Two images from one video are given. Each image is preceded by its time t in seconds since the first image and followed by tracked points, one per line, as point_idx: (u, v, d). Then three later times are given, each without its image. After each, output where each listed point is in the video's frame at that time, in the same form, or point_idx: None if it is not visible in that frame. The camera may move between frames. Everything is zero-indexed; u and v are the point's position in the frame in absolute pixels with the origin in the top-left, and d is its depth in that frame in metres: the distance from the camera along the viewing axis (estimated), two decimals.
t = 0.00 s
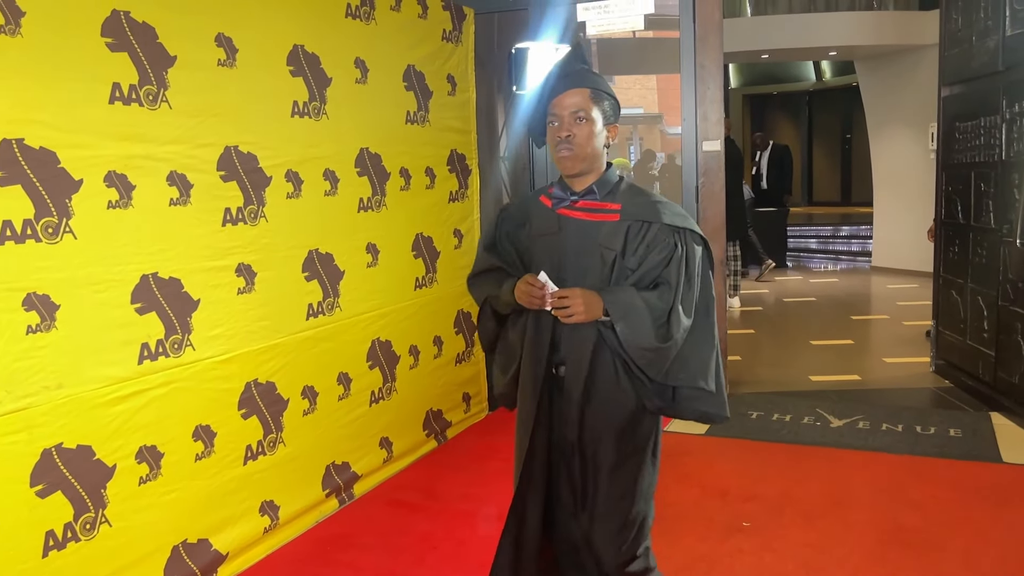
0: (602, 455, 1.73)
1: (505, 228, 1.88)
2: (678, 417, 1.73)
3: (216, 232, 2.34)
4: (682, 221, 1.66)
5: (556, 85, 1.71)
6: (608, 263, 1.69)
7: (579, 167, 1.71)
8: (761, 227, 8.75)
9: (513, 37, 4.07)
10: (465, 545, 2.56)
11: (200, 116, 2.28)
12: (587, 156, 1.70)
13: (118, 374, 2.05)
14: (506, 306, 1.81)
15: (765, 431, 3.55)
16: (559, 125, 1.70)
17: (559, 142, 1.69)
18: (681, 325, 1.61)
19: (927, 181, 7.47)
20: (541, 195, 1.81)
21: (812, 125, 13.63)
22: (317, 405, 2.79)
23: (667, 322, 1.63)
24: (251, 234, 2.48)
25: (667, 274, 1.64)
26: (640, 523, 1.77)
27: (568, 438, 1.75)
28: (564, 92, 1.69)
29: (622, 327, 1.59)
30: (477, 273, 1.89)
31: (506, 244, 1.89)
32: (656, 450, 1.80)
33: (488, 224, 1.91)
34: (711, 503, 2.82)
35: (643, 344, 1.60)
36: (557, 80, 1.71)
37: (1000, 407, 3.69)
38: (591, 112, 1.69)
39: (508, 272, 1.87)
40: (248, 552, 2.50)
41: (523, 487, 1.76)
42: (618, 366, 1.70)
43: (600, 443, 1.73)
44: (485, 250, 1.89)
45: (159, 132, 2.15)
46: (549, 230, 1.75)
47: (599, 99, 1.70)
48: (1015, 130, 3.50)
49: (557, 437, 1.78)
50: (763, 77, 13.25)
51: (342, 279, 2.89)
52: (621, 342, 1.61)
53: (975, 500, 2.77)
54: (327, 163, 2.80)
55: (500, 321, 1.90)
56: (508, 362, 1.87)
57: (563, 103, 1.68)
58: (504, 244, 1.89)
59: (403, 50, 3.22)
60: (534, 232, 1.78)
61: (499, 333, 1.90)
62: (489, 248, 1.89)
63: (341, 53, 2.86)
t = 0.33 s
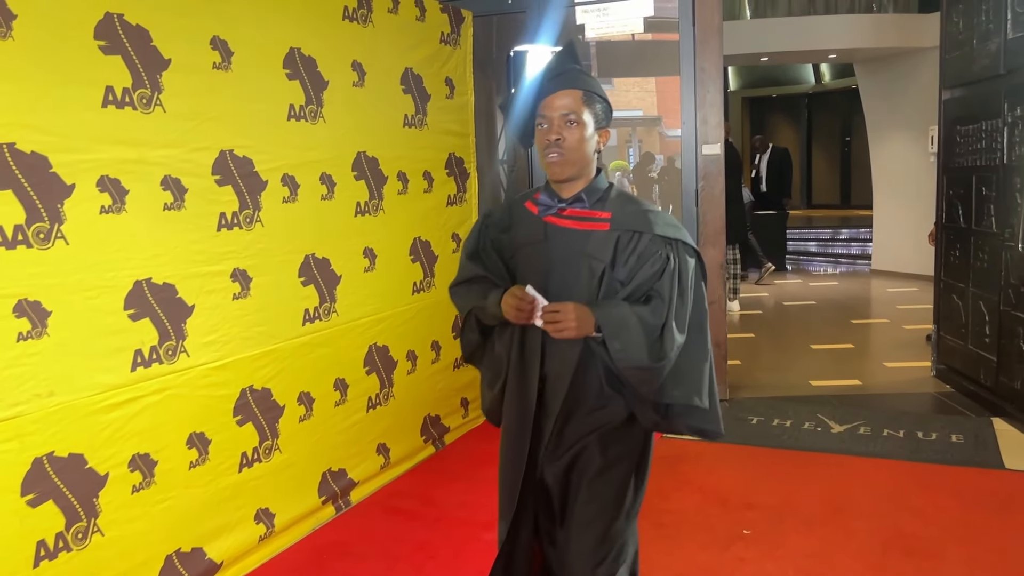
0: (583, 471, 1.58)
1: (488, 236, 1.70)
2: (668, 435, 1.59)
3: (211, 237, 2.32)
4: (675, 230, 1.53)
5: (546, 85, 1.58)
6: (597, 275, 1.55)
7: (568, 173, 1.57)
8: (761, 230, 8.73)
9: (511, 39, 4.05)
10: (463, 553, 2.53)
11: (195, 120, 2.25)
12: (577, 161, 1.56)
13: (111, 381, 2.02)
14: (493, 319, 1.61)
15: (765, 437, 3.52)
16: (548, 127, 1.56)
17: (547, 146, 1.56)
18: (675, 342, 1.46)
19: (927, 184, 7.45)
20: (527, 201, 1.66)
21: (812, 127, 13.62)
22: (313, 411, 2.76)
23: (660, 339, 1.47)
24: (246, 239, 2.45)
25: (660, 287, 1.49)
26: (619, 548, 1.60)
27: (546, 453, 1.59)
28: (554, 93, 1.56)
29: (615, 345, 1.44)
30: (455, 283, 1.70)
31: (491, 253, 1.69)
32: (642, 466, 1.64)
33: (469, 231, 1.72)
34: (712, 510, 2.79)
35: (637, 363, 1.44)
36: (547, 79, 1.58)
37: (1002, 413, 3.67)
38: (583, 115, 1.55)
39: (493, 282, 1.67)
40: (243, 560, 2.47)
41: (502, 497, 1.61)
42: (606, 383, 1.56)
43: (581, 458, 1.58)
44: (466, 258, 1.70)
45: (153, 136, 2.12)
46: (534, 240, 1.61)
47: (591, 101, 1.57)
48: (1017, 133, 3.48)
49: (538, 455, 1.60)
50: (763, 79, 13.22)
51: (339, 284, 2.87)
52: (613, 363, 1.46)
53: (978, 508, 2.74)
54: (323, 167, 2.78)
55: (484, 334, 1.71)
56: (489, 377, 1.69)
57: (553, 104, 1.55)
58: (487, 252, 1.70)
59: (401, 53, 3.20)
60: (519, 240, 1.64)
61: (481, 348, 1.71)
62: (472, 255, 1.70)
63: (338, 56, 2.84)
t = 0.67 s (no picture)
0: (572, 495, 1.47)
1: (473, 247, 1.57)
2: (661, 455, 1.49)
3: (207, 242, 2.29)
4: (668, 242, 1.41)
5: (535, 89, 1.45)
6: (586, 294, 1.41)
7: (558, 182, 1.44)
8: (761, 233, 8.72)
9: (510, 41, 4.02)
10: (462, 562, 2.50)
11: (191, 124, 2.23)
12: (568, 169, 1.43)
13: (105, 389, 1.99)
14: (478, 337, 1.48)
15: (767, 442, 3.49)
16: (536, 133, 1.44)
17: (535, 152, 1.43)
18: (669, 364, 1.35)
19: (928, 187, 7.44)
20: (513, 212, 1.53)
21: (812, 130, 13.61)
22: (311, 418, 2.74)
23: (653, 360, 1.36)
24: (242, 244, 2.42)
25: (653, 305, 1.36)
26: None
27: (533, 477, 1.48)
28: (544, 97, 1.44)
29: (608, 370, 1.32)
30: (438, 296, 1.57)
31: (475, 266, 1.57)
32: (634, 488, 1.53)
33: (453, 243, 1.59)
34: (713, 518, 2.76)
35: (629, 389, 1.33)
36: (537, 82, 1.45)
37: (1006, 418, 3.64)
38: (574, 121, 1.43)
39: (477, 296, 1.54)
40: (239, 569, 2.44)
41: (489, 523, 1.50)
42: (596, 405, 1.44)
43: (570, 483, 1.47)
44: (449, 271, 1.57)
45: (148, 140, 2.10)
46: (518, 254, 1.48)
47: (583, 107, 1.45)
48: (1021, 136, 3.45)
49: (523, 479, 1.48)
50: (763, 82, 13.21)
51: (337, 288, 2.84)
52: (604, 386, 1.34)
53: (982, 514, 2.72)
54: (320, 170, 2.75)
55: (471, 348, 1.58)
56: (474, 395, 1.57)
57: (544, 109, 1.43)
58: (472, 265, 1.57)
59: (400, 56, 3.18)
60: (503, 255, 1.51)
61: (466, 362, 1.58)
62: (455, 270, 1.57)
63: (336, 59, 2.81)
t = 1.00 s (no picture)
0: (563, 530, 1.39)
1: (456, 262, 1.53)
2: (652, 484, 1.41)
3: (204, 247, 2.27)
4: (661, 261, 1.34)
5: (524, 96, 1.39)
6: (573, 315, 1.34)
7: (546, 194, 1.38)
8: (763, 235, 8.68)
9: (512, 44, 4.00)
10: (461, 570, 2.47)
11: (188, 128, 2.20)
12: (556, 181, 1.37)
13: (100, 396, 1.96)
14: (458, 356, 1.43)
15: (770, 448, 3.46)
16: (524, 142, 1.37)
17: (523, 162, 1.36)
18: (662, 391, 1.27)
19: (931, 190, 7.41)
20: (498, 226, 1.47)
21: (814, 131, 13.58)
22: (309, 424, 2.71)
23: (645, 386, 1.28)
24: (240, 249, 2.40)
25: (646, 326, 1.29)
26: None
27: (521, 513, 1.39)
28: (534, 104, 1.37)
29: (597, 397, 1.26)
30: (419, 313, 1.51)
31: (458, 283, 1.51)
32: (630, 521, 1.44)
33: (434, 260, 1.54)
34: (716, 525, 2.73)
35: (619, 416, 1.26)
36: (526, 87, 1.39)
37: (1011, 423, 3.61)
38: (564, 130, 1.37)
39: (459, 314, 1.48)
40: None
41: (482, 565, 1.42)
42: (584, 432, 1.36)
43: (559, 518, 1.38)
44: (430, 288, 1.52)
45: (143, 144, 2.07)
46: (502, 271, 1.42)
47: (573, 115, 1.39)
48: None
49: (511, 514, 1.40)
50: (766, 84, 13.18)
51: (336, 293, 2.82)
52: (593, 410, 1.28)
53: (988, 522, 2.68)
54: (319, 175, 2.73)
55: (454, 365, 1.52)
56: (461, 419, 1.52)
57: (533, 117, 1.36)
58: (455, 282, 1.52)
59: (400, 58, 3.15)
60: (487, 271, 1.45)
61: (453, 381, 1.53)
62: (436, 286, 1.52)
63: (335, 62, 2.79)
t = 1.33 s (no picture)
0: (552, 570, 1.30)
1: (437, 276, 1.41)
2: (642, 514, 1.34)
3: (204, 252, 2.24)
4: (655, 277, 1.24)
5: (511, 100, 1.32)
6: (561, 336, 1.24)
7: (534, 203, 1.29)
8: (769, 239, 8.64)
9: (515, 49, 4.02)
10: None
11: (187, 132, 2.18)
12: (545, 189, 1.29)
13: (98, 404, 1.94)
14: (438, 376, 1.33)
15: (776, 454, 3.42)
16: (511, 149, 1.29)
17: (510, 170, 1.28)
18: (656, 420, 1.20)
19: (938, 193, 7.36)
20: (481, 238, 1.37)
21: (819, 134, 13.53)
22: (310, 430, 2.69)
23: (637, 414, 1.21)
24: (240, 254, 2.37)
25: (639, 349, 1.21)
26: None
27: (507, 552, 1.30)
28: (521, 108, 1.30)
29: (586, 424, 1.20)
30: (397, 330, 1.41)
31: (439, 298, 1.40)
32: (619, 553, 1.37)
33: (413, 273, 1.43)
34: (722, 533, 2.70)
35: (611, 446, 1.19)
36: (512, 91, 1.32)
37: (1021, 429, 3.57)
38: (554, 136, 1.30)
39: (440, 331, 1.37)
40: None
41: None
42: (572, 463, 1.27)
43: (549, 557, 1.29)
44: (408, 304, 1.41)
45: (142, 149, 2.05)
46: (485, 288, 1.31)
47: (564, 121, 1.32)
48: None
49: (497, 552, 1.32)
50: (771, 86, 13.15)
51: (337, 298, 2.79)
52: (581, 439, 1.22)
53: (999, 530, 2.64)
54: (320, 179, 2.70)
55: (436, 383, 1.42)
56: (444, 443, 1.44)
57: (519, 122, 1.29)
58: (434, 297, 1.40)
59: (402, 61, 3.14)
60: (469, 285, 1.33)
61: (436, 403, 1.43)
62: (414, 302, 1.41)
63: (336, 65, 2.77)
